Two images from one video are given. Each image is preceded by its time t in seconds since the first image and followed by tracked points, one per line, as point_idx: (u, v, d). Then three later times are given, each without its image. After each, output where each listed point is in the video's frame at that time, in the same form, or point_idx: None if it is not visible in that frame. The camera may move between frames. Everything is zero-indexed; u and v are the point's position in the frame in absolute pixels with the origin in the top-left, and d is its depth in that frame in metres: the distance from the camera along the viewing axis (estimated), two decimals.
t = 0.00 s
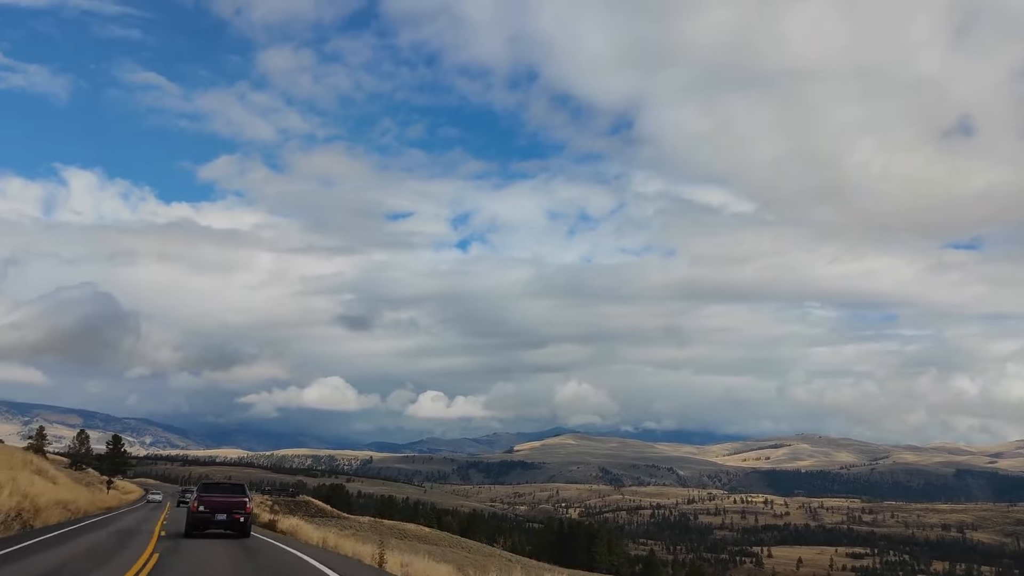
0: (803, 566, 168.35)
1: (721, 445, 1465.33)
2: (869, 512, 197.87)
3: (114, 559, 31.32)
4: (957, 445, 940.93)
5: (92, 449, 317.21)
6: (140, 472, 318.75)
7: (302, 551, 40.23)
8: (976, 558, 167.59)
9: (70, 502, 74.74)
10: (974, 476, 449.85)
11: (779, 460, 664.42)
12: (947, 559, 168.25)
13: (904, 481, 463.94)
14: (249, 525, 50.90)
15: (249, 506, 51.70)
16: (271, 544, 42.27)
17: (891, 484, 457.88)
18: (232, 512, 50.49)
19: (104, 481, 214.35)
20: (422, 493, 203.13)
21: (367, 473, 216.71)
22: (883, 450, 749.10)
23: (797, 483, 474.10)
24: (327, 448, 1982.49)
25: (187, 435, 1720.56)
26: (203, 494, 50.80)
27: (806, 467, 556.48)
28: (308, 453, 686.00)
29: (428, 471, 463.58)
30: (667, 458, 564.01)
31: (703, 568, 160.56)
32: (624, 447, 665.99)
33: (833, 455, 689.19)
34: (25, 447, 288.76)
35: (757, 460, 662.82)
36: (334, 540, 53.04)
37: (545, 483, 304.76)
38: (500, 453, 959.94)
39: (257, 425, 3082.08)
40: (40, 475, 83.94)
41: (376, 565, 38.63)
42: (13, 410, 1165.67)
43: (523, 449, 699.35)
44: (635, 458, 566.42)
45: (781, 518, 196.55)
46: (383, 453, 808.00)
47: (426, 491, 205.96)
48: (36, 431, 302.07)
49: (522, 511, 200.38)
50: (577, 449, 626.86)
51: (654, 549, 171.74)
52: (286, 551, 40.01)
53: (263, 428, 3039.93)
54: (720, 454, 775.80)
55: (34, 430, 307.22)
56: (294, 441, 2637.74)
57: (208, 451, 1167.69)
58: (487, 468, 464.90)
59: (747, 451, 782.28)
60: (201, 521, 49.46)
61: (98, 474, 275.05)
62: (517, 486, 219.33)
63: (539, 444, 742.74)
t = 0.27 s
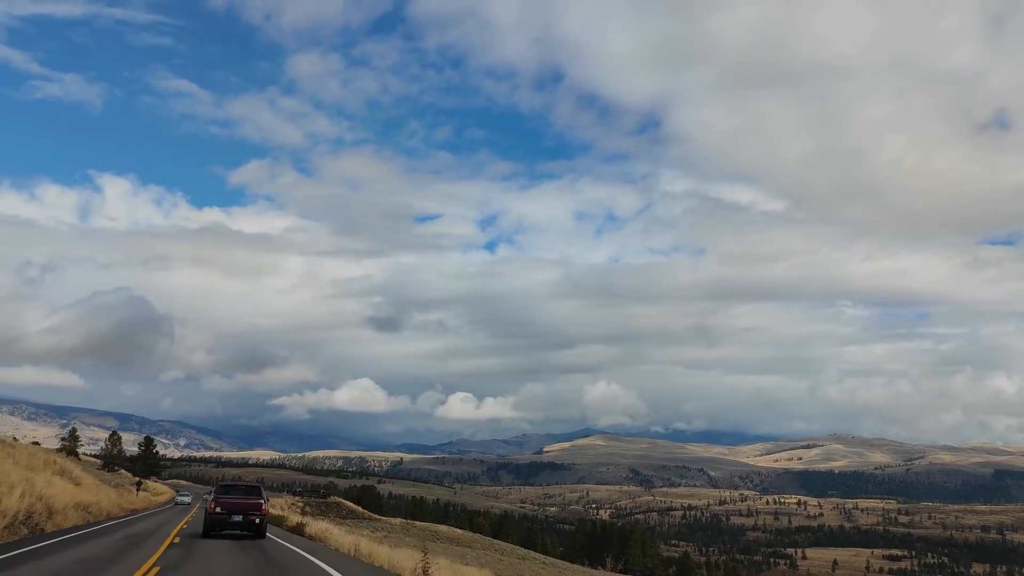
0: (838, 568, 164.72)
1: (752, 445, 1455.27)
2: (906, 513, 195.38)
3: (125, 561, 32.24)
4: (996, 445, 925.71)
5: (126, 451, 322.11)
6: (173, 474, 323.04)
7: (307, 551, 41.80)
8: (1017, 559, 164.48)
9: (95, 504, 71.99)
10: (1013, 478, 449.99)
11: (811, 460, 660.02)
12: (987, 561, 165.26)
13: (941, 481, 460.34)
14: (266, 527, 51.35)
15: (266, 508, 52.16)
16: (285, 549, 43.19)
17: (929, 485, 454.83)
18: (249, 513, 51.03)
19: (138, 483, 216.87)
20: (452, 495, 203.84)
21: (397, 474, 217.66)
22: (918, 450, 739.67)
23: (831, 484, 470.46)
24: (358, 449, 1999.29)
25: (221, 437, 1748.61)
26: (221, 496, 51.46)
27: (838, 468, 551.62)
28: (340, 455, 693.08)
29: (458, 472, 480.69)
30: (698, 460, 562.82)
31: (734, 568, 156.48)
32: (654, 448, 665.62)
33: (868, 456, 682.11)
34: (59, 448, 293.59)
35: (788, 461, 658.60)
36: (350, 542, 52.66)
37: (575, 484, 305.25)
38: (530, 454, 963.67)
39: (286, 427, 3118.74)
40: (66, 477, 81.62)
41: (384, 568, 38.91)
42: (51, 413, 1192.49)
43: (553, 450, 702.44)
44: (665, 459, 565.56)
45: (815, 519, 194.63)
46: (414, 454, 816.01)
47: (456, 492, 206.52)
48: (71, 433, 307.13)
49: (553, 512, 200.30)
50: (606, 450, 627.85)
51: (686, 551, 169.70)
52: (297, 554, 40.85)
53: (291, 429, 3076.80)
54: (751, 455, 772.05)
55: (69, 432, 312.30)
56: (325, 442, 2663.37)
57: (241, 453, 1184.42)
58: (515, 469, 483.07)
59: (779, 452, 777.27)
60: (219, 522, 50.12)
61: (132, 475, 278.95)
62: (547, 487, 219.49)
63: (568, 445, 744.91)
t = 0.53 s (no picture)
0: (871, 569, 161.90)
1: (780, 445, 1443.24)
2: (939, 513, 192.85)
3: (125, 563, 29.90)
4: None
5: (153, 452, 325.87)
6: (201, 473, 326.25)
7: (312, 548, 42.61)
8: None
9: (113, 505, 68.99)
10: None
11: (841, 459, 654.70)
12: None
13: (975, 481, 455.20)
14: (280, 526, 52.30)
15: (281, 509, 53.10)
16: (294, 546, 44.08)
17: (961, 484, 450.00)
18: (263, 514, 51.97)
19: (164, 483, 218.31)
20: (478, 495, 204.15)
21: (424, 475, 218.50)
22: (951, 449, 729.64)
23: (861, 483, 465.36)
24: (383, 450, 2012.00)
25: (248, 438, 1768.88)
26: (236, 497, 52.55)
27: (868, 467, 546.15)
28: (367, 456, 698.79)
29: (484, 472, 483.45)
30: (725, 459, 560.17)
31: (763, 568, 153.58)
32: (681, 448, 663.74)
33: (898, 455, 674.38)
34: (88, 449, 297.53)
35: (817, 460, 653.23)
36: (363, 540, 52.42)
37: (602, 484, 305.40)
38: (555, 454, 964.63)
39: (310, 428, 3146.08)
40: (84, 477, 78.76)
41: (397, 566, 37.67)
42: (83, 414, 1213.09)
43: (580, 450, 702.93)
44: (692, 459, 563.65)
45: (846, 519, 192.64)
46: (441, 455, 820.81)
47: (482, 492, 206.87)
48: (99, 433, 311.17)
49: (579, 512, 199.95)
50: (633, 450, 627.45)
51: (715, 551, 167.76)
52: (305, 550, 41.58)
53: (316, 429, 3103.44)
54: (779, 454, 766.91)
55: (97, 433, 316.39)
56: (351, 442, 2683.15)
57: (269, 453, 1197.72)
58: (542, 470, 487.61)
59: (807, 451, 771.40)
60: (234, 523, 51.21)
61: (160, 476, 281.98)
62: (573, 487, 219.26)
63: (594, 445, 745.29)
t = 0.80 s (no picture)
0: (900, 568, 159.96)
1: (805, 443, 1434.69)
2: (969, 511, 190.87)
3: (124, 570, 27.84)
4: None
5: (178, 452, 328.83)
6: (226, 473, 329.01)
7: (321, 548, 43.12)
8: None
9: (126, 505, 65.80)
10: None
11: (867, 457, 650.40)
12: None
13: (1004, 479, 450.71)
14: (297, 525, 52.97)
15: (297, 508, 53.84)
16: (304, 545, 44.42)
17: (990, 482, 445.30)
18: (280, 513, 52.77)
19: (188, 483, 219.84)
20: (502, 494, 204.47)
21: (448, 474, 218.98)
22: (980, 446, 721.23)
23: (888, 482, 460.73)
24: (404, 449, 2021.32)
25: (271, 438, 1785.77)
26: (253, 497, 53.53)
27: (894, 465, 541.55)
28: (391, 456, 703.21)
29: (506, 471, 484.56)
30: (750, 458, 557.84)
31: (791, 567, 151.91)
32: (704, 446, 661.94)
33: (926, 452, 667.13)
34: (113, 449, 300.70)
35: (843, 458, 649.48)
36: (378, 538, 52.57)
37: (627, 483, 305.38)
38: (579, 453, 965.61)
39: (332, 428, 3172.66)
40: (98, 474, 75.72)
41: (411, 573, 35.52)
42: (110, 415, 1231.39)
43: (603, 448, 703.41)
44: (716, 457, 561.99)
45: (874, 518, 191.16)
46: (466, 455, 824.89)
47: (506, 492, 207.05)
48: (124, 434, 314.40)
49: (604, 511, 199.79)
50: (656, 449, 626.85)
51: (742, 550, 166.32)
52: (315, 548, 42.01)
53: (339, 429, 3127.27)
54: (804, 452, 762.76)
55: (121, 433, 319.80)
56: (372, 442, 2697.50)
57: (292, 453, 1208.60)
58: (564, 469, 490.20)
59: (833, 449, 767.07)
60: (251, 521, 52.15)
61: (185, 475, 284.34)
62: (597, 486, 219.06)
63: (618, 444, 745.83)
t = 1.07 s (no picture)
0: (929, 567, 157.74)
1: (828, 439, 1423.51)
2: (998, 509, 188.26)
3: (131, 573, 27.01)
4: None
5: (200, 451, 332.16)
6: (248, 472, 331.94)
7: (334, 548, 43.85)
8: None
9: (134, 506, 63.18)
10: None
11: (893, 454, 644.34)
12: None
13: None
14: (313, 524, 54.61)
15: (313, 507, 55.53)
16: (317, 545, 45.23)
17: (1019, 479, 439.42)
18: (296, 512, 54.44)
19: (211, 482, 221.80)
20: (524, 492, 204.91)
21: (469, 472, 219.88)
22: (1009, 443, 711.55)
23: (914, 478, 456.44)
24: (425, 448, 2030.90)
25: (293, 437, 1801.87)
26: (270, 497, 55.41)
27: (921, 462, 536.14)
28: (413, 455, 707.91)
29: (528, 469, 486.14)
30: (773, 455, 554.87)
31: (816, 565, 150.08)
32: (727, 444, 659.60)
33: (953, 449, 660.06)
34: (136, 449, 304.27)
35: (868, 455, 643.92)
36: (394, 536, 52.66)
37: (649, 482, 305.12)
38: (601, 451, 965.82)
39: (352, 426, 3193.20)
40: (108, 474, 73.35)
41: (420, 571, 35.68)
42: (135, 416, 1249.01)
43: (625, 446, 703.19)
44: (739, 455, 559.92)
45: (900, 515, 189.26)
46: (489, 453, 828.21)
47: (528, 490, 207.50)
48: (146, 433, 317.80)
49: (626, 508, 199.78)
50: (679, 446, 625.79)
51: (766, 548, 164.66)
52: (327, 549, 42.76)
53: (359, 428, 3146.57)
54: (829, 450, 757.41)
55: (145, 433, 323.62)
56: (392, 441, 2712.06)
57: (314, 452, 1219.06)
58: (586, 468, 491.19)
59: (858, 446, 760.76)
60: (268, 520, 53.85)
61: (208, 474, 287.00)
62: (619, 484, 219.08)
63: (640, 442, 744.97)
